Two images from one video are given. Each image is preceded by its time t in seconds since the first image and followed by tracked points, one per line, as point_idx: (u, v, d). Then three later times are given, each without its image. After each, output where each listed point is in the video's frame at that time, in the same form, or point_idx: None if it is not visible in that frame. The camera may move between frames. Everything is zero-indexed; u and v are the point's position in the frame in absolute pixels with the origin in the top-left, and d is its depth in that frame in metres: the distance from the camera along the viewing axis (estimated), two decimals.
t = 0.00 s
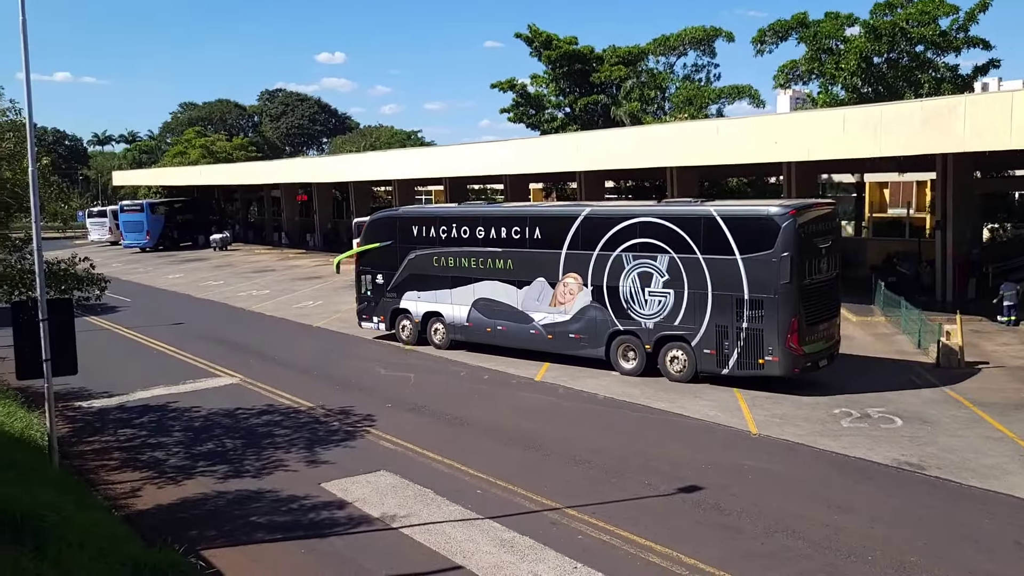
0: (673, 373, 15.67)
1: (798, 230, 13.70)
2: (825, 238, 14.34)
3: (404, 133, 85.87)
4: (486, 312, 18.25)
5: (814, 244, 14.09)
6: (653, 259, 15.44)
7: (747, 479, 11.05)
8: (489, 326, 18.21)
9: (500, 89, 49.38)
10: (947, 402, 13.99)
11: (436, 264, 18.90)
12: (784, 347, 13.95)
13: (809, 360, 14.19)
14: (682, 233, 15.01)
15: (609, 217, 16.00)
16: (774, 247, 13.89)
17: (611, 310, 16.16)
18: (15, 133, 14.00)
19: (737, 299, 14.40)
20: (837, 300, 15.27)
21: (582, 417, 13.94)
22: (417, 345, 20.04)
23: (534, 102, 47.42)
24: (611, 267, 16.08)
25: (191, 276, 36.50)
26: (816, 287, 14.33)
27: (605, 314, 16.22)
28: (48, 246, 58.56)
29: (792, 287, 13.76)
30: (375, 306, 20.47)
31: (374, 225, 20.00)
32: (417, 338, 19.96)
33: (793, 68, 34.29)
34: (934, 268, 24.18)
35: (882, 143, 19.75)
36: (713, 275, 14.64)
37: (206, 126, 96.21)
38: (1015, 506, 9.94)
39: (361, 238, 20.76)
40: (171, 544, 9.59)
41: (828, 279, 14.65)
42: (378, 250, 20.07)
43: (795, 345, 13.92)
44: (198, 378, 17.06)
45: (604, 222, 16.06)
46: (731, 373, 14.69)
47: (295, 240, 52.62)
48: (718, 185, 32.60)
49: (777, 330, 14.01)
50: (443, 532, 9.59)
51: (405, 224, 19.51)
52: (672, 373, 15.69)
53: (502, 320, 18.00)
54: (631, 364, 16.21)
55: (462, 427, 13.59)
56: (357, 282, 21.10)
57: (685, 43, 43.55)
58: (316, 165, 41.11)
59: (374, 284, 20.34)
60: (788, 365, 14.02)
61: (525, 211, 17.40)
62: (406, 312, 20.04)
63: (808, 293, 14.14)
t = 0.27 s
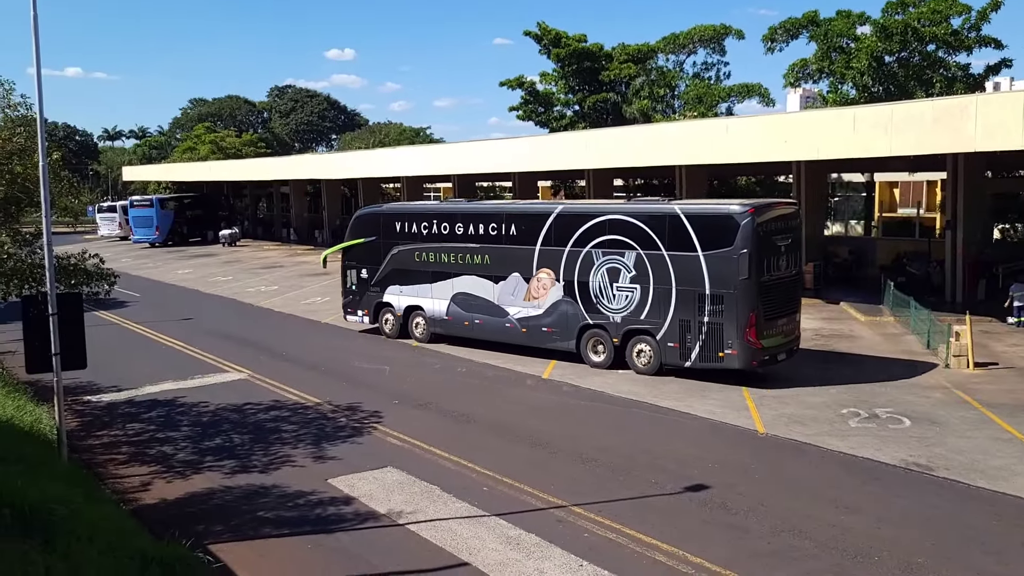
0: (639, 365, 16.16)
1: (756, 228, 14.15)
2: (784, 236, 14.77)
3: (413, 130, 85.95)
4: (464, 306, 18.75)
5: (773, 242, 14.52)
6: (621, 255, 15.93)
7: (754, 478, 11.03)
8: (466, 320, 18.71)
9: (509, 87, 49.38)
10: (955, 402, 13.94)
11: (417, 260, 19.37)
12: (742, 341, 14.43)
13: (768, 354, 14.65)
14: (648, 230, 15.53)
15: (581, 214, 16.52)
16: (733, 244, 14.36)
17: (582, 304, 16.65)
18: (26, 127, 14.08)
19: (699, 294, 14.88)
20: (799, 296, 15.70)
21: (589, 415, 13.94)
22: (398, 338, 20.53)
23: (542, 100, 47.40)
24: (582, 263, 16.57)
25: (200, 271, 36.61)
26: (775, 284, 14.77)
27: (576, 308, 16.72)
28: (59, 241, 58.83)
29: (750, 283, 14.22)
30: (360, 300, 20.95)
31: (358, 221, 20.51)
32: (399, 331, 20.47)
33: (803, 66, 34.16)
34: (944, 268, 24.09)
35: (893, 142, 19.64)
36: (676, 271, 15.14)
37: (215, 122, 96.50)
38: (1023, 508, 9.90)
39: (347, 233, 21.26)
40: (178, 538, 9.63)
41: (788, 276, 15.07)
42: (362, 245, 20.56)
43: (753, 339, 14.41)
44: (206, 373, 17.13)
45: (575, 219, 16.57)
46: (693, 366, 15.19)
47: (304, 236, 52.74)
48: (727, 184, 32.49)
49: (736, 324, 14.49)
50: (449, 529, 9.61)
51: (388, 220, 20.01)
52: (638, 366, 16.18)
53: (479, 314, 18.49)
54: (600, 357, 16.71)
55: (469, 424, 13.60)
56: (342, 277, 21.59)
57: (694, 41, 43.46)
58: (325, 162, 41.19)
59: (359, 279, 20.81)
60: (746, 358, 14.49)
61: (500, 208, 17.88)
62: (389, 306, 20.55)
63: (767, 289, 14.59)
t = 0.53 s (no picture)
0: (603, 360, 16.73)
1: (713, 229, 14.78)
2: (741, 237, 15.39)
3: (417, 129, 85.98)
4: (440, 302, 19.31)
5: (729, 242, 15.14)
6: (587, 253, 16.53)
7: (756, 480, 11.03)
8: (442, 315, 19.27)
9: (514, 87, 49.39)
10: (958, 406, 13.92)
11: (395, 257, 19.94)
12: (699, 337, 15.04)
13: (724, 350, 15.26)
14: (612, 229, 16.13)
15: (550, 214, 17.12)
16: (692, 244, 14.98)
17: (550, 301, 17.23)
18: (32, 123, 14.09)
19: (660, 291, 15.48)
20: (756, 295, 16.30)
21: (591, 415, 13.94)
22: (377, 333, 21.06)
23: (547, 100, 47.38)
24: (551, 260, 17.16)
25: (204, 269, 36.64)
26: (732, 283, 15.38)
27: (545, 304, 17.29)
28: (63, 237, 58.89)
29: (706, 281, 14.84)
30: (341, 296, 21.47)
31: (340, 219, 21.11)
32: (378, 326, 20.99)
33: (809, 68, 34.11)
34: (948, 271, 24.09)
35: (899, 144, 19.59)
36: (639, 269, 15.73)
37: (220, 120, 96.53)
38: None
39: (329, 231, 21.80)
40: (180, 535, 9.65)
41: (745, 276, 15.68)
42: (343, 242, 21.11)
43: (710, 335, 15.01)
44: (209, 370, 17.15)
45: (545, 218, 17.17)
46: (654, 361, 15.77)
47: (307, 235, 52.77)
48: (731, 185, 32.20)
49: (693, 321, 15.11)
50: (451, 528, 9.62)
51: (369, 218, 20.58)
52: (603, 361, 16.75)
53: (454, 310, 19.05)
54: (567, 352, 17.27)
55: (472, 423, 13.61)
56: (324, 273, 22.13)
57: (700, 42, 43.44)
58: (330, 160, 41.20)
59: (340, 275, 21.34)
60: (703, 353, 15.11)
61: (476, 207, 18.45)
62: (368, 302, 21.11)
63: (724, 288, 15.20)
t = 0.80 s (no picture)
0: (570, 355, 17.17)
1: (672, 229, 15.20)
2: (701, 237, 15.79)
3: (421, 128, 85.97)
4: (416, 299, 19.80)
5: (688, 242, 15.56)
6: (554, 252, 16.98)
7: (758, 481, 11.03)
8: (418, 311, 19.76)
9: (517, 87, 49.39)
10: (961, 408, 13.91)
11: (375, 254, 20.47)
12: (659, 333, 15.46)
13: (683, 346, 15.68)
14: (577, 229, 16.60)
15: (519, 214, 17.60)
16: (653, 243, 15.40)
17: (520, 297, 17.69)
18: (36, 121, 14.11)
19: (622, 289, 15.91)
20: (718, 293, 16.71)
21: (594, 415, 13.94)
22: (358, 329, 21.56)
23: (551, 100, 47.38)
24: (520, 258, 17.62)
25: (207, 267, 36.64)
26: (692, 281, 15.80)
27: (515, 301, 17.75)
28: (67, 235, 58.94)
29: (665, 279, 15.27)
30: (324, 292, 22.06)
31: (322, 218, 21.64)
32: (359, 322, 21.50)
33: (813, 69, 34.07)
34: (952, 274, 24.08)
35: (903, 146, 19.56)
36: (602, 267, 16.17)
37: (224, 118, 96.59)
38: None
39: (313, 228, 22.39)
40: (182, 532, 9.66)
41: (705, 274, 16.09)
42: (326, 240, 21.69)
43: (670, 331, 15.45)
44: (212, 368, 17.16)
45: (515, 218, 17.65)
46: (617, 356, 16.22)
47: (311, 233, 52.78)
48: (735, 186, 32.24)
49: (653, 317, 15.54)
50: (452, 527, 9.62)
51: (350, 217, 21.14)
52: (570, 356, 17.19)
53: (429, 306, 19.53)
54: (536, 348, 17.71)
55: (474, 422, 13.61)
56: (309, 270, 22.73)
57: (704, 42, 43.41)
58: (333, 159, 41.19)
59: (323, 272, 21.93)
60: (662, 349, 15.54)
61: (449, 206, 18.93)
62: (349, 298, 21.63)
63: (683, 286, 15.62)
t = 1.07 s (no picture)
0: (539, 351, 17.67)
1: (634, 230, 15.63)
2: (663, 237, 16.21)
3: (425, 128, 85.98)
4: (394, 296, 20.27)
5: (651, 242, 15.99)
6: (523, 252, 17.45)
7: (760, 483, 11.01)
8: (395, 308, 20.23)
9: (521, 87, 49.37)
10: (963, 410, 13.88)
11: (355, 253, 20.98)
12: (621, 330, 15.94)
13: (645, 342, 16.15)
14: (545, 229, 17.04)
15: (489, 214, 18.08)
16: (615, 243, 15.84)
17: (491, 295, 18.17)
18: (40, 119, 14.12)
19: (587, 287, 16.37)
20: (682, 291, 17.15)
21: (596, 416, 13.93)
22: (340, 325, 22.04)
23: (554, 100, 47.38)
24: (491, 257, 18.09)
25: (211, 266, 36.64)
26: (654, 279, 16.25)
27: (486, 298, 18.24)
28: (71, 233, 58.97)
29: (625, 278, 15.74)
30: (307, 289, 22.57)
31: (303, 217, 22.11)
32: (340, 318, 21.97)
33: (817, 70, 34.02)
34: (955, 276, 24.03)
35: (906, 147, 19.48)
36: (568, 266, 16.62)
37: (228, 117, 96.71)
38: None
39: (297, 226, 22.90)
40: (185, 531, 9.67)
41: (668, 273, 16.53)
42: (308, 239, 22.21)
43: (632, 329, 15.93)
44: (215, 367, 17.17)
45: (486, 218, 18.12)
46: (583, 352, 16.71)
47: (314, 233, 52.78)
48: (738, 188, 32.28)
49: (615, 315, 16.03)
50: (454, 527, 9.62)
51: (331, 216, 21.64)
52: (539, 352, 17.68)
53: (406, 303, 20.00)
54: (507, 344, 18.20)
55: (476, 423, 13.60)
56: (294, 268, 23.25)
57: (707, 43, 43.36)
58: (336, 159, 41.20)
59: (305, 269, 22.45)
60: (624, 345, 16.03)
61: (423, 205, 19.39)
62: (331, 295, 22.11)
63: (646, 285, 16.06)
